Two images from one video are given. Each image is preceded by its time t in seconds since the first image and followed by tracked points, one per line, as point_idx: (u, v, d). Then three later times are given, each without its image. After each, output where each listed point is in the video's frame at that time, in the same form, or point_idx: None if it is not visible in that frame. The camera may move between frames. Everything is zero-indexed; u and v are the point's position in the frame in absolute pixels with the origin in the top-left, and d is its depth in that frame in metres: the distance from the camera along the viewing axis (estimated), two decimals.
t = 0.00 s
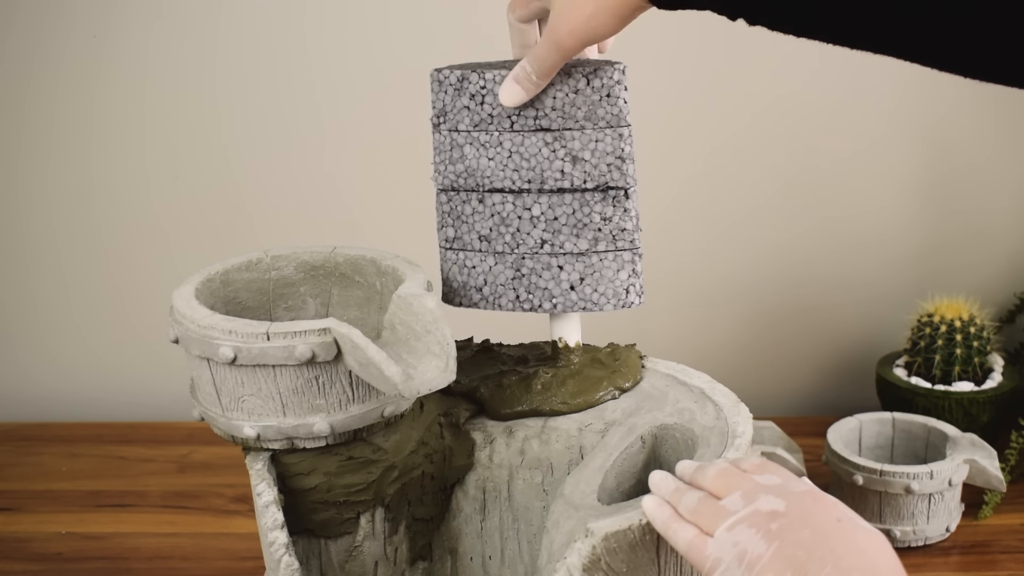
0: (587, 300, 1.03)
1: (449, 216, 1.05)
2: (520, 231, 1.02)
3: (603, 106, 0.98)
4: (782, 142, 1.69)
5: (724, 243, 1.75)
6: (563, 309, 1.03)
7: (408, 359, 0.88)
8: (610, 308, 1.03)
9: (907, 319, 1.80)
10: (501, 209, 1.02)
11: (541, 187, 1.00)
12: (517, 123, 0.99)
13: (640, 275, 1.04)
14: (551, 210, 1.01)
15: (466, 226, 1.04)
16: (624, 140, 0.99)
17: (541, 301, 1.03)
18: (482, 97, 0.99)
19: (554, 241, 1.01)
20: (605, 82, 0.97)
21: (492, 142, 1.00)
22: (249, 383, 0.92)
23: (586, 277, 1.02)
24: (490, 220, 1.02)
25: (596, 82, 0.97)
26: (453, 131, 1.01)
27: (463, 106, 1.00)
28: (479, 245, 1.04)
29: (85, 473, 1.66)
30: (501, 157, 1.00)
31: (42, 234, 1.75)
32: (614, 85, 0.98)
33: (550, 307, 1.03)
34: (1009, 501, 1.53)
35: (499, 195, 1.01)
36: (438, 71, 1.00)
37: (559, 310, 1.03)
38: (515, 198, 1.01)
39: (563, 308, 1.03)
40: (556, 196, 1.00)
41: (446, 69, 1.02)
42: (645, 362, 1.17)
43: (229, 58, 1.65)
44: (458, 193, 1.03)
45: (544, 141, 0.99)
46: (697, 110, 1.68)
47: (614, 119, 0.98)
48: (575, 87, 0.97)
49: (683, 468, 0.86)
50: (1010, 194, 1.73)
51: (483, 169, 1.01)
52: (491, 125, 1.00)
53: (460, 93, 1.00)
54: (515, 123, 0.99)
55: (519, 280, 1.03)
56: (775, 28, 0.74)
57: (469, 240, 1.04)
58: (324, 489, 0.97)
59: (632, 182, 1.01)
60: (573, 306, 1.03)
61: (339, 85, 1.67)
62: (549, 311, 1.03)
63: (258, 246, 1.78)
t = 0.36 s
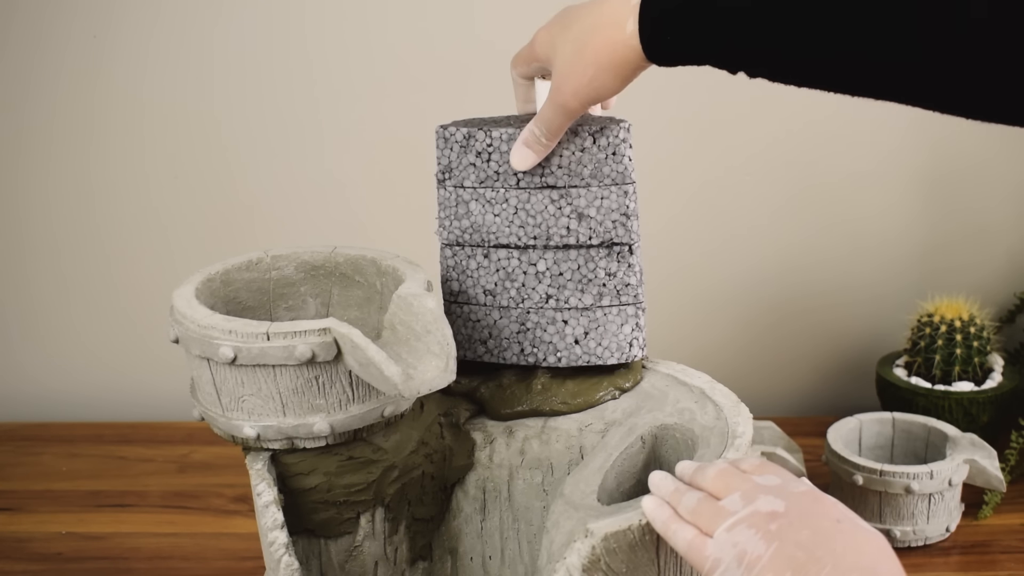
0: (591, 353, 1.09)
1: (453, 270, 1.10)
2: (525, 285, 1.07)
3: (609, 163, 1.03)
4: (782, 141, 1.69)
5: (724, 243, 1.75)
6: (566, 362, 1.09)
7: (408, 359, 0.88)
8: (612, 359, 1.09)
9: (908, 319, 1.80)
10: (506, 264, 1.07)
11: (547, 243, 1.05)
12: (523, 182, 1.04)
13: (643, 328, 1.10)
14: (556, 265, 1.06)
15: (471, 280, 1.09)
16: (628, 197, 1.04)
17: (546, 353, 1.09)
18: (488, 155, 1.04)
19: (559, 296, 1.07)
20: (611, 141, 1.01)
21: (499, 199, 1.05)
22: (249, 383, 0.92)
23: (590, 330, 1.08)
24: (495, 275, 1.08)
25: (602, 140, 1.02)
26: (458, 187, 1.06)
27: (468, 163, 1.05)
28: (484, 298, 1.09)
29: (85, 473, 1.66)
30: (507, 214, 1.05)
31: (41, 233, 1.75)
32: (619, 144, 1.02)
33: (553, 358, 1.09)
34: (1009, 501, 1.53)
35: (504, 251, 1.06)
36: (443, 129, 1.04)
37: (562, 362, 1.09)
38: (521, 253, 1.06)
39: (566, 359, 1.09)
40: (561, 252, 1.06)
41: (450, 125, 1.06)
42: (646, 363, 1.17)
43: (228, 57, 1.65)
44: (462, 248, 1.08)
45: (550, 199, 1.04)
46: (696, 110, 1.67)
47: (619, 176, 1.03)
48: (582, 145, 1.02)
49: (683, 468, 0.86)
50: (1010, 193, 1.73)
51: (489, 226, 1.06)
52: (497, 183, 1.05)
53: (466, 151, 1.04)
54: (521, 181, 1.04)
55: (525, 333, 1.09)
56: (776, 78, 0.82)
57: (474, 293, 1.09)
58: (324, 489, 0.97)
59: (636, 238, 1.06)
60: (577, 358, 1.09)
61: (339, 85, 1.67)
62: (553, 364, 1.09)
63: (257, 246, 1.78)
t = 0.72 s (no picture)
0: (593, 361, 1.09)
1: (454, 280, 1.10)
2: (527, 294, 1.07)
3: (610, 172, 1.03)
4: (782, 141, 1.69)
5: (724, 243, 1.75)
6: (568, 372, 1.09)
7: (408, 358, 0.88)
8: (614, 367, 1.09)
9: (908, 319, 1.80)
10: (508, 274, 1.07)
11: (548, 253, 1.05)
12: (524, 192, 1.04)
13: (645, 335, 1.10)
14: (557, 274, 1.06)
15: (473, 290, 1.09)
16: (629, 206, 1.04)
17: (548, 362, 1.09)
18: (488, 166, 1.04)
19: (560, 305, 1.07)
20: (611, 150, 1.02)
21: (499, 210, 1.05)
22: (249, 383, 0.92)
23: (592, 339, 1.08)
24: (497, 285, 1.08)
25: (602, 150, 1.02)
26: (458, 199, 1.06)
27: (468, 174, 1.05)
28: (485, 308, 1.09)
29: (85, 473, 1.66)
30: (508, 224, 1.05)
31: (40, 233, 1.75)
32: (620, 153, 1.02)
33: (555, 367, 1.09)
34: (1009, 501, 1.53)
35: (505, 261, 1.07)
36: (443, 140, 1.04)
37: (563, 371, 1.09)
38: (523, 263, 1.06)
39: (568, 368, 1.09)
40: (562, 260, 1.06)
41: (450, 137, 1.06)
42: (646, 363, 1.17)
43: (228, 57, 1.65)
44: (463, 258, 1.08)
45: (551, 208, 1.04)
46: (696, 110, 1.67)
47: (619, 185, 1.03)
48: (582, 155, 1.02)
49: (683, 468, 0.86)
50: (1010, 194, 1.73)
51: (489, 236, 1.06)
52: (497, 194, 1.05)
53: (466, 162, 1.04)
54: (522, 191, 1.04)
55: (527, 342, 1.09)
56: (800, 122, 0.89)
57: (475, 303, 1.09)
58: (324, 489, 0.97)
59: (637, 246, 1.06)
60: (579, 367, 1.09)
61: (340, 85, 1.67)
62: (555, 372, 1.09)
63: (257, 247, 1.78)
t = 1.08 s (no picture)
0: (594, 363, 1.09)
1: (453, 283, 1.10)
2: (527, 297, 1.07)
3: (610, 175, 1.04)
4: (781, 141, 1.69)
5: (724, 243, 1.75)
6: (568, 374, 1.09)
7: (408, 358, 0.88)
8: (615, 369, 1.10)
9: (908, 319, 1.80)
10: (508, 277, 1.07)
11: (548, 255, 1.05)
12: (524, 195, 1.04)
13: (644, 337, 1.11)
14: (557, 277, 1.06)
15: (473, 293, 1.09)
16: (628, 208, 1.05)
17: (549, 364, 1.09)
18: (488, 169, 1.04)
19: (560, 307, 1.07)
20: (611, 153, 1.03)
21: (499, 212, 1.05)
22: (249, 383, 0.92)
23: (592, 342, 1.08)
24: (497, 288, 1.08)
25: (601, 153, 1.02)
26: (458, 202, 1.06)
27: (468, 177, 1.05)
28: (485, 311, 1.09)
29: (85, 473, 1.66)
30: (508, 227, 1.05)
31: (39, 233, 1.75)
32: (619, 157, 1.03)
33: (554, 369, 1.09)
34: (1009, 501, 1.53)
35: (505, 264, 1.07)
36: (443, 143, 1.04)
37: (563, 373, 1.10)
38: (523, 265, 1.06)
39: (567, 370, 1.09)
40: (562, 263, 1.06)
41: (450, 141, 1.06)
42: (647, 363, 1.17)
43: (227, 56, 1.65)
44: (463, 261, 1.08)
45: (551, 211, 1.04)
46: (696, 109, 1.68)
47: (618, 188, 1.04)
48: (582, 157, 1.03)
49: (683, 468, 0.86)
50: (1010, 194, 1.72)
51: (489, 239, 1.06)
52: (497, 197, 1.05)
53: (465, 165, 1.04)
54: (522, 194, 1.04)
55: (527, 345, 1.09)
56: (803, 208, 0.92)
57: (475, 306, 1.09)
58: (324, 489, 0.97)
59: (637, 248, 1.07)
60: (579, 369, 1.09)
61: (340, 84, 1.67)
62: (556, 374, 1.09)
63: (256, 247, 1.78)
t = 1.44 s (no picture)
0: (594, 365, 1.09)
1: (453, 285, 1.10)
2: (527, 298, 1.07)
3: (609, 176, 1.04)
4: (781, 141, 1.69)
5: (724, 243, 1.75)
6: (567, 375, 1.10)
7: (408, 358, 0.88)
8: (614, 371, 1.10)
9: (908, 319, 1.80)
10: (508, 278, 1.07)
11: (548, 257, 1.05)
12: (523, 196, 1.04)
13: (644, 338, 1.11)
14: (557, 278, 1.06)
15: (472, 294, 1.09)
16: (628, 210, 1.05)
17: (548, 366, 1.09)
18: (488, 170, 1.04)
19: (560, 309, 1.07)
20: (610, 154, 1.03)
21: (499, 214, 1.05)
22: (249, 383, 0.92)
23: (592, 343, 1.08)
24: (497, 289, 1.08)
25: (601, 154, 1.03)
26: (458, 204, 1.06)
27: (468, 178, 1.05)
28: (485, 313, 1.09)
29: (85, 473, 1.66)
30: (508, 228, 1.05)
31: (39, 233, 1.75)
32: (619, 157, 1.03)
33: (554, 371, 1.09)
34: (1009, 501, 1.53)
35: (505, 266, 1.07)
36: (443, 145, 1.04)
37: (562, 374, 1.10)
38: (522, 267, 1.06)
39: (567, 371, 1.09)
40: (562, 264, 1.06)
41: (450, 142, 1.06)
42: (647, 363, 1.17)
43: (228, 56, 1.65)
44: (463, 262, 1.08)
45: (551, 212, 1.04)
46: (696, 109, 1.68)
47: (618, 190, 1.04)
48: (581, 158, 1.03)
49: (683, 468, 0.86)
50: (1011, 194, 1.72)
51: (489, 241, 1.06)
52: (497, 198, 1.05)
53: (465, 167, 1.04)
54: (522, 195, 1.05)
55: (527, 346, 1.09)
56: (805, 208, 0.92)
57: (475, 308, 1.09)
58: (324, 489, 0.97)
59: (636, 249, 1.07)
60: (579, 370, 1.09)
61: (340, 84, 1.67)
62: (555, 375, 1.09)
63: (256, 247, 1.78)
